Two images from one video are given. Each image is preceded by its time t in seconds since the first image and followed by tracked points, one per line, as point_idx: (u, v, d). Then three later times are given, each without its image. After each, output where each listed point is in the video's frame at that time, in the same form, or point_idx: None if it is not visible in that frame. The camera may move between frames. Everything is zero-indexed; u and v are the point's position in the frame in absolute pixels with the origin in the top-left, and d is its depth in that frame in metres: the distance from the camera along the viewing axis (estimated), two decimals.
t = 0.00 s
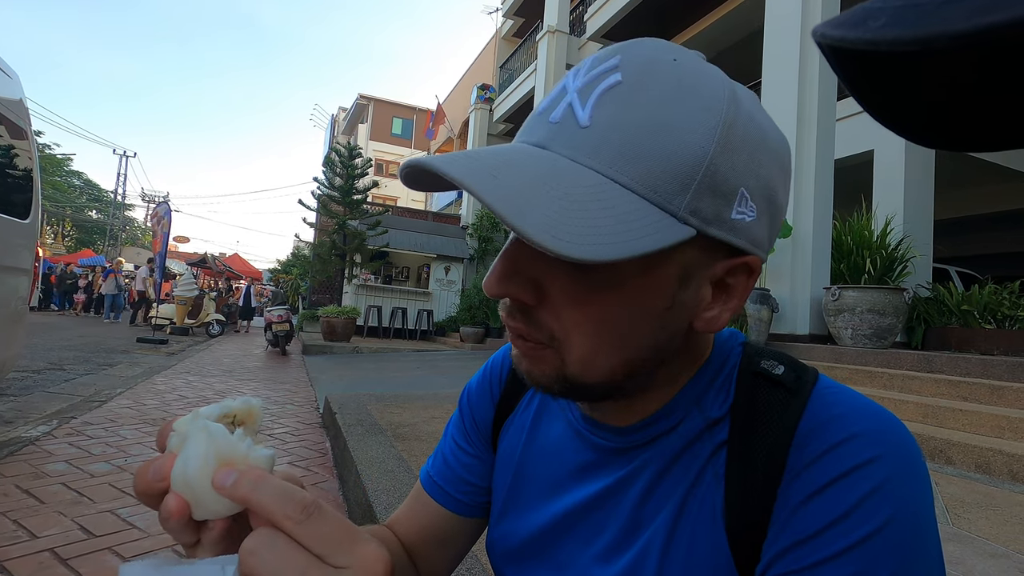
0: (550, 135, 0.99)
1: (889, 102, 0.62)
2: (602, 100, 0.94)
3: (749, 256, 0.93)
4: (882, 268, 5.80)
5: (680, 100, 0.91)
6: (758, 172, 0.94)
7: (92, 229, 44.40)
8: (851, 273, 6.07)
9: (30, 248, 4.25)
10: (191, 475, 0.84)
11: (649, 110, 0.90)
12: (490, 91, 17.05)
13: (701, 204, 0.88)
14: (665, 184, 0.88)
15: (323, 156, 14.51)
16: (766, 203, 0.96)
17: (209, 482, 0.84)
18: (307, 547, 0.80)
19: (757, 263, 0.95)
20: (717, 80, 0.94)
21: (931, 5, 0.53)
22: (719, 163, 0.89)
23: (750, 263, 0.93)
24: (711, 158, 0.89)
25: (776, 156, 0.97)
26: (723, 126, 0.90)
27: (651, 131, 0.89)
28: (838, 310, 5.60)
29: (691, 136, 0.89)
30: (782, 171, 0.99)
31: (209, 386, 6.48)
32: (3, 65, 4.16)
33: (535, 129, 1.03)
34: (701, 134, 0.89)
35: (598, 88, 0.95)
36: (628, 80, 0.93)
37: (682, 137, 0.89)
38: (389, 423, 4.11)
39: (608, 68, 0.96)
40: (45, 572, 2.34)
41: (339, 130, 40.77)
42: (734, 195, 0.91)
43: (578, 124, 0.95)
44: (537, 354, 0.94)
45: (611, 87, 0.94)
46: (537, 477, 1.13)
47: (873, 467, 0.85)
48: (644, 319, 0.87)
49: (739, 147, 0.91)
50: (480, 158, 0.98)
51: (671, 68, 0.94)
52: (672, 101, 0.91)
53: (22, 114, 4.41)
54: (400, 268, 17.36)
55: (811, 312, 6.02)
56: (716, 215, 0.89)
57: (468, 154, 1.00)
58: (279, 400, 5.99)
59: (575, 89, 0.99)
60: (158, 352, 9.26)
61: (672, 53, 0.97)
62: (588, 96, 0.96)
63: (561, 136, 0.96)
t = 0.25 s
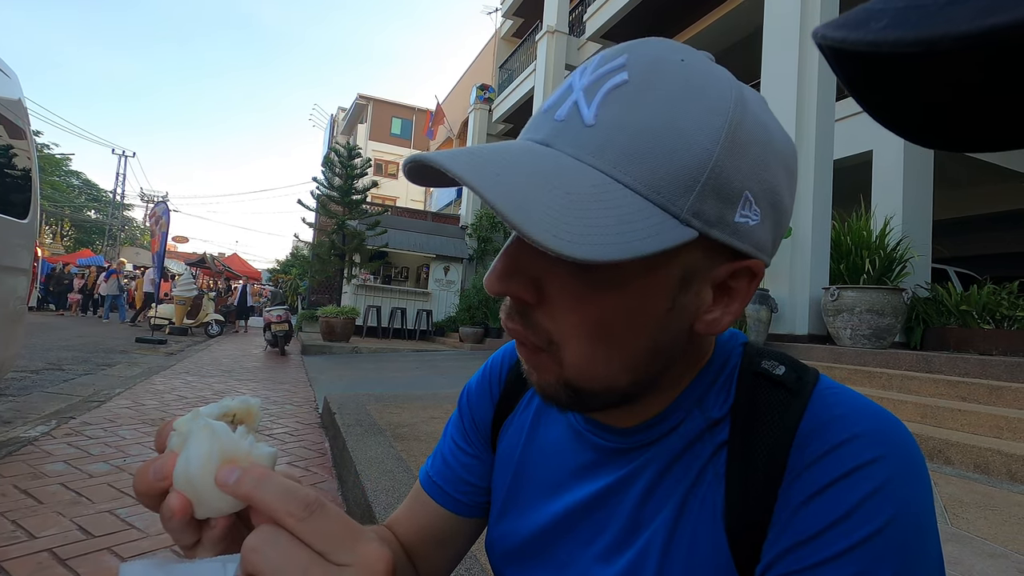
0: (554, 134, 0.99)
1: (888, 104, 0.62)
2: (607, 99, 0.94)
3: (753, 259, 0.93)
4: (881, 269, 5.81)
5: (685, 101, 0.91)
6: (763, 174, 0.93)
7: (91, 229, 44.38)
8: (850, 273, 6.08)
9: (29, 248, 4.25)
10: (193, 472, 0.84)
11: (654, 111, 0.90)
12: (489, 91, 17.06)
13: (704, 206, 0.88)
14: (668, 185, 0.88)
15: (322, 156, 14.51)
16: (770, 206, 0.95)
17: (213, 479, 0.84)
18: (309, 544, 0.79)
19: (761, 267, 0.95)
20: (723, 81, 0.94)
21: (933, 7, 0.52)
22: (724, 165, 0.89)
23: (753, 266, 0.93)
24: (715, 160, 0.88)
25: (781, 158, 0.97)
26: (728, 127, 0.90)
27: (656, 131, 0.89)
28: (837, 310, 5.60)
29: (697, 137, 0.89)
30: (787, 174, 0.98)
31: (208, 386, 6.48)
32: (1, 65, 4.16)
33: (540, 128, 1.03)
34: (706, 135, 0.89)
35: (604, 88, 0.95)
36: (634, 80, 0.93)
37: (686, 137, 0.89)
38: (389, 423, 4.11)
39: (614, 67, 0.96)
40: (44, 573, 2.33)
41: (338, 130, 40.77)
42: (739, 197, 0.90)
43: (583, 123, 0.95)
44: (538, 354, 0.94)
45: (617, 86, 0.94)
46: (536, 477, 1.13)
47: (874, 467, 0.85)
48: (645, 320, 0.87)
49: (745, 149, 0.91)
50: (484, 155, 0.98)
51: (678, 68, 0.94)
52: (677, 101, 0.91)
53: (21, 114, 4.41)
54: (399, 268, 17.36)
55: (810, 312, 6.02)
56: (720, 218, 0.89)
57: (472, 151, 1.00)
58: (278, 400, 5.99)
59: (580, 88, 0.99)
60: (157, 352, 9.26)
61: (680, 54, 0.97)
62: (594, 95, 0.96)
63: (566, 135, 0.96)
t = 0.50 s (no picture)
0: (556, 136, 0.99)
1: (894, 100, 0.63)
2: (609, 102, 0.94)
3: (755, 263, 0.93)
4: (880, 269, 5.81)
5: (688, 104, 0.91)
6: (767, 177, 0.93)
7: (90, 229, 44.35)
8: (849, 274, 6.08)
9: (28, 247, 4.25)
10: (193, 473, 0.84)
11: (657, 114, 0.90)
12: (489, 91, 17.07)
13: (706, 210, 0.88)
14: (671, 189, 0.88)
15: (322, 156, 14.51)
16: (775, 209, 0.95)
17: (213, 479, 0.84)
18: (310, 545, 0.79)
19: (764, 270, 0.95)
20: (727, 84, 0.94)
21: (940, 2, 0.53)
22: (726, 169, 0.89)
23: (756, 270, 0.93)
24: (718, 163, 0.88)
25: (785, 161, 0.97)
26: (731, 130, 0.90)
27: (657, 135, 0.89)
28: (836, 311, 5.60)
29: (698, 140, 0.89)
30: (791, 177, 0.98)
31: (207, 386, 6.47)
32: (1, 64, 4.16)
33: (542, 129, 1.03)
34: (708, 138, 0.89)
35: (605, 90, 0.95)
36: (635, 83, 0.93)
37: (689, 140, 0.89)
38: (388, 423, 4.10)
39: (616, 69, 0.96)
40: (42, 573, 2.33)
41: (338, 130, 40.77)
42: (742, 201, 0.90)
43: (584, 125, 0.95)
44: (539, 355, 0.94)
45: (619, 89, 0.94)
46: (536, 476, 1.13)
47: (876, 468, 0.85)
48: (647, 323, 0.87)
49: (748, 152, 0.91)
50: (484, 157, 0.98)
51: (680, 71, 0.94)
52: (679, 104, 0.91)
53: (20, 113, 4.41)
54: (398, 268, 17.36)
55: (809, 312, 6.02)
56: (723, 222, 0.89)
57: (473, 153, 1.00)
58: (277, 400, 5.99)
59: (582, 90, 0.99)
60: (156, 352, 9.25)
61: (683, 56, 0.97)
62: (596, 97, 0.96)
63: (568, 138, 0.96)
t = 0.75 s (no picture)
0: (553, 139, 0.99)
1: (894, 101, 0.63)
2: (605, 105, 0.94)
3: (753, 265, 0.93)
4: (880, 269, 5.82)
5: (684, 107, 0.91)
6: (765, 179, 0.93)
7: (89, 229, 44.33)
8: (848, 274, 6.08)
9: (27, 247, 4.24)
10: (191, 472, 0.84)
11: (652, 116, 0.90)
12: (488, 92, 17.08)
13: (702, 213, 0.88)
14: (667, 192, 0.88)
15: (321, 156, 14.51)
16: (772, 211, 0.95)
17: (212, 478, 0.84)
18: (309, 545, 0.79)
19: (761, 273, 0.95)
20: (724, 86, 0.94)
21: (940, 2, 0.53)
22: (723, 171, 0.89)
23: (753, 272, 0.93)
24: (715, 165, 0.88)
25: (784, 163, 0.97)
26: (728, 132, 0.90)
27: (653, 138, 0.89)
28: (835, 311, 5.60)
29: (694, 143, 0.89)
30: (790, 179, 0.98)
31: (206, 386, 6.47)
32: None
33: (539, 131, 1.03)
34: (704, 140, 0.89)
35: (602, 92, 0.95)
36: (631, 86, 0.93)
37: (685, 143, 0.89)
38: (387, 423, 4.10)
39: (613, 72, 0.96)
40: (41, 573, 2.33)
41: (337, 131, 40.78)
42: (739, 204, 0.90)
43: (580, 128, 0.95)
44: (535, 357, 0.94)
45: (615, 91, 0.94)
46: (534, 476, 1.13)
47: (875, 469, 0.85)
48: (643, 325, 0.87)
49: (745, 155, 0.91)
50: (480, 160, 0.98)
51: (678, 73, 0.94)
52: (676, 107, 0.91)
53: (19, 113, 4.41)
54: (398, 269, 17.36)
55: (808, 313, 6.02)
56: (719, 225, 0.89)
57: (469, 154, 1.00)
58: (276, 400, 5.99)
59: (579, 92, 0.99)
60: (155, 352, 9.24)
61: (680, 58, 0.97)
62: (593, 99, 0.96)
63: (563, 141, 0.96)
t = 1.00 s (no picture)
0: (550, 139, 0.99)
1: (899, 103, 0.63)
2: (601, 106, 0.94)
3: (751, 265, 0.93)
4: (879, 270, 5.83)
5: (679, 106, 0.91)
6: (763, 178, 0.93)
7: (88, 228, 44.30)
8: (847, 275, 6.09)
9: (26, 246, 4.24)
10: (190, 471, 0.84)
11: (649, 116, 0.90)
12: (487, 92, 17.09)
13: (699, 213, 0.88)
14: (664, 191, 0.88)
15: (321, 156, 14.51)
16: (770, 210, 0.95)
17: (211, 477, 0.83)
18: (309, 544, 0.80)
19: (759, 273, 0.95)
20: (720, 86, 0.94)
21: (950, 4, 0.53)
22: (719, 171, 0.89)
23: (751, 272, 0.94)
24: (712, 165, 0.89)
25: (782, 162, 0.97)
26: (725, 132, 0.90)
27: (650, 137, 0.90)
28: (834, 312, 5.61)
29: (692, 143, 0.89)
30: (787, 179, 0.98)
31: (206, 386, 6.47)
32: None
33: (537, 132, 1.04)
34: (701, 139, 0.89)
35: (599, 93, 0.95)
36: (628, 86, 0.93)
37: (682, 143, 0.89)
38: (386, 423, 4.10)
39: (609, 73, 0.97)
40: (39, 573, 2.32)
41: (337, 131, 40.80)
42: (736, 204, 0.90)
43: (577, 128, 0.95)
44: (533, 356, 0.94)
45: (611, 92, 0.94)
46: (532, 474, 1.13)
47: (874, 469, 0.85)
48: (641, 324, 0.87)
49: (742, 154, 0.91)
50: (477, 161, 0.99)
51: (674, 74, 0.94)
52: (672, 107, 0.91)
53: (18, 112, 4.41)
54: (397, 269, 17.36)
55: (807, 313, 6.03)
56: (717, 225, 0.89)
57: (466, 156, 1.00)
58: (275, 400, 5.99)
59: (576, 92, 0.99)
60: (154, 352, 9.23)
61: (677, 59, 0.97)
62: (590, 100, 0.96)
63: (560, 142, 0.97)
